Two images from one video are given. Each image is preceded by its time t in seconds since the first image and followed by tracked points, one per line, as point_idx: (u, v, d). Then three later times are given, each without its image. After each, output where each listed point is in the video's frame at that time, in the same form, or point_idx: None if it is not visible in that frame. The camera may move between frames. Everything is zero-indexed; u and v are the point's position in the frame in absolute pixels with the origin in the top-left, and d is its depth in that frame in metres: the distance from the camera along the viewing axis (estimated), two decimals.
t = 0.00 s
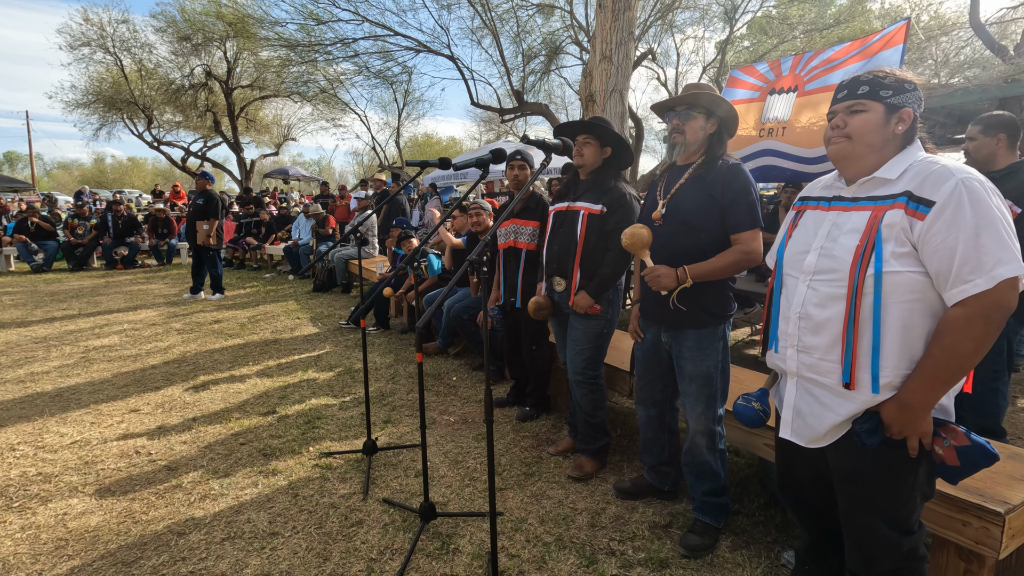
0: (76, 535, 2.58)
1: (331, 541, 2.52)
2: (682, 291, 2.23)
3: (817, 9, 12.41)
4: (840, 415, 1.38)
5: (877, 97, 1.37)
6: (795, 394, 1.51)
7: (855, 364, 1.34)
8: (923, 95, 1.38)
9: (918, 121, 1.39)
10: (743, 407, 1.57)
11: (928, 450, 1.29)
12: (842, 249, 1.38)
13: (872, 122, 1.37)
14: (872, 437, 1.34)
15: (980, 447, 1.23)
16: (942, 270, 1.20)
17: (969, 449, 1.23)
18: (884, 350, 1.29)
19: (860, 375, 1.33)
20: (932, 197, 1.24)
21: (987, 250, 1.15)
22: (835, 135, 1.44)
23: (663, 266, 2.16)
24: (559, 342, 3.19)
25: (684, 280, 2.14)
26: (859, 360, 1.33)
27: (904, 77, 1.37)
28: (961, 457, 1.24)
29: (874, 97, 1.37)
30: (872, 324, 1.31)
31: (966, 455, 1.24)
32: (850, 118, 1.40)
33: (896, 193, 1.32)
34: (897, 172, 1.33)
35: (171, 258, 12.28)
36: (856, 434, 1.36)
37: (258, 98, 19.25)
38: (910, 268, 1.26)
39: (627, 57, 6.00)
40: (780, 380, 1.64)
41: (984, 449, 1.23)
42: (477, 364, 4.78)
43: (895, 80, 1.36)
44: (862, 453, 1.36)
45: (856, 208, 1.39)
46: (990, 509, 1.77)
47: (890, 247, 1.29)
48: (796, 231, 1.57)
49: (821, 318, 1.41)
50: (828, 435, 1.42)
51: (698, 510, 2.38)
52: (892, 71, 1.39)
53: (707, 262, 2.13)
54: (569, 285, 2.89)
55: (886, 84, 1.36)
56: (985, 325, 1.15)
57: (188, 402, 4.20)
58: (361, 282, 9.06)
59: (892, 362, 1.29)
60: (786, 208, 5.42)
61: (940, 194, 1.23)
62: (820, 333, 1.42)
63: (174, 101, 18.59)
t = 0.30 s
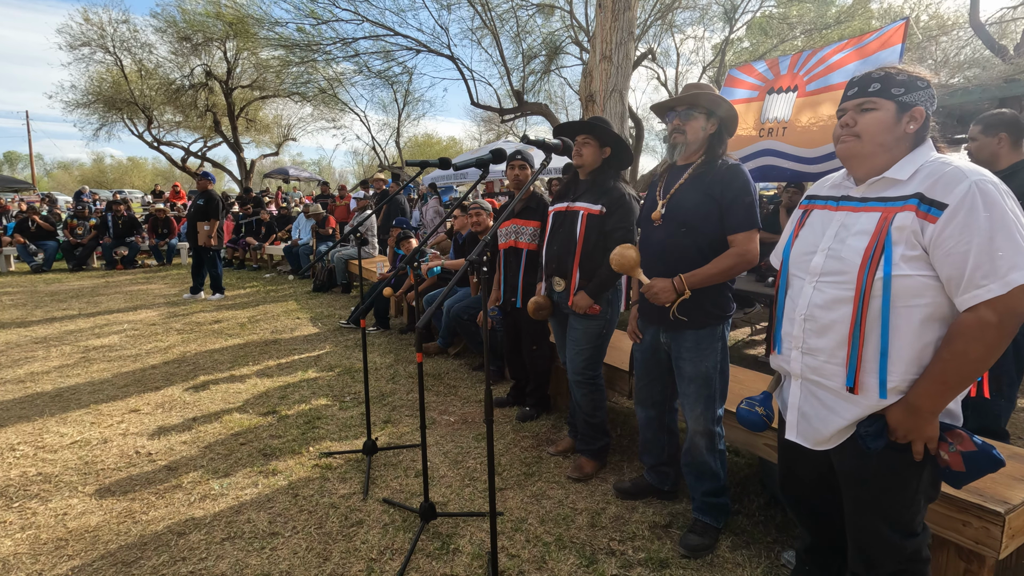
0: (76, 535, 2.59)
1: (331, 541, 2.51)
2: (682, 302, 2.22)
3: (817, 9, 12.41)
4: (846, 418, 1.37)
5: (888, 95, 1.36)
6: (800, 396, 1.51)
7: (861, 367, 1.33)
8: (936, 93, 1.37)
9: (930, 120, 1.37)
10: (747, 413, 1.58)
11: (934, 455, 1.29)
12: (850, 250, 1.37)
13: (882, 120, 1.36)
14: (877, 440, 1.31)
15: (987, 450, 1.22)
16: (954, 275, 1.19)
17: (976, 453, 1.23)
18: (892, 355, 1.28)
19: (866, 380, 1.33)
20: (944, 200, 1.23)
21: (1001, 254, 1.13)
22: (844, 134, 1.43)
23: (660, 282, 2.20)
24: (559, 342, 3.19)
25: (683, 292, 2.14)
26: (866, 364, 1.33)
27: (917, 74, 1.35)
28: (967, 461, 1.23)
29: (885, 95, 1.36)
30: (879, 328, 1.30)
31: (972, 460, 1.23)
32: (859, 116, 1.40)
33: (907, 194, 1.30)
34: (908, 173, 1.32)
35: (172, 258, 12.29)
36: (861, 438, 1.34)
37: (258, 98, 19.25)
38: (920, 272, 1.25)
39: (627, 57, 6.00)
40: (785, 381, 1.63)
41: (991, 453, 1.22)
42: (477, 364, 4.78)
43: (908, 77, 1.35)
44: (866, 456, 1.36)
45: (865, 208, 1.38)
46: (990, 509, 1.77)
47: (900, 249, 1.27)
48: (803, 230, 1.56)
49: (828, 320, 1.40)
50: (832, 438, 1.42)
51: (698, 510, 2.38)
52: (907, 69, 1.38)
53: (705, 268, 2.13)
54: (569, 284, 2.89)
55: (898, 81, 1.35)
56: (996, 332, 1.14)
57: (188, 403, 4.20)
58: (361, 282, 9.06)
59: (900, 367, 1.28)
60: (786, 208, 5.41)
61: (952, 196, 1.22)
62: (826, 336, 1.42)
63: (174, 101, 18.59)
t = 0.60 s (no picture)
0: (76, 535, 2.59)
1: (331, 541, 2.51)
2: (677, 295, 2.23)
3: (818, 9, 12.40)
4: (846, 419, 1.37)
5: (896, 94, 1.35)
6: (800, 396, 1.51)
7: (862, 369, 1.33)
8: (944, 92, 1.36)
9: (937, 120, 1.37)
10: (741, 409, 1.57)
11: (935, 458, 1.29)
12: (853, 251, 1.37)
13: (889, 119, 1.36)
14: (878, 442, 1.32)
15: (991, 452, 1.22)
16: (957, 278, 1.18)
17: (979, 456, 1.22)
18: (894, 357, 1.28)
19: (868, 382, 1.33)
20: (950, 201, 1.22)
21: (1006, 257, 1.12)
22: (850, 132, 1.43)
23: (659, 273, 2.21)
24: (558, 342, 3.19)
25: (682, 285, 2.15)
26: (867, 366, 1.33)
27: (926, 73, 1.35)
28: (969, 465, 1.23)
29: (893, 94, 1.35)
30: (882, 330, 1.30)
31: (973, 464, 1.23)
32: (866, 114, 1.39)
33: (912, 195, 1.30)
34: (914, 173, 1.32)
35: (172, 258, 12.29)
36: (861, 439, 1.34)
37: (258, 98, 19.25)
38: (923, 274, 1.25)
39: (627, 57, 5.99)
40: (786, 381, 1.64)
41: (994, 455, 1.22)
42: (477, 364, 4.78)
43: (918, 76, 1.34)
44: (868, 458, 1.36)
45: (870, 209, 1.38)
46: (990, 509, 1.77)
47: (904, 251, 1.27)
48: (807, 230, 1.56)
49: (830, 320, 1.40)
50: (832, 439, 1.43)
51: (698, 510, 2.38)
52: (917, 67, 1.37)
53: (703, 266, 2.14)
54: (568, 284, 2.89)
55: (907, 79, 1.34)
56: (999, 336, 1.14)
57: (188, 403, 4.20)
58: (361, 282, 9.06)
59: (902, 368, 1.28)
60: (787, 208, 5.41)
61: (958, 197, 1.21)
62: (828, 336, 1.41)
63: (174, 101, 18.59)
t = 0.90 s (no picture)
0: (76, 535, 2.59)
1: (331, 541, 2.52)
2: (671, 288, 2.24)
3: (818, 9, 12.40)
4: (846, 421, 1.38)
5: (899, 93, 1.34)
6: (801, 397, 1.51)
7: (862, 370, 1.33)
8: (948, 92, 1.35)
9: (939, 120, 1.36)
10: (742, 408, 1.58)
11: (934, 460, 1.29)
12: (854, 252, 1.37)
13: (892, 118, 1.35)
14: (878, 444, 1.32)
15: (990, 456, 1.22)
16: (957, 280, 1.18)
17: (979, 460, 1.22)
18: (893, 358, 1.29)
19: (867, 383, 1.33)
20: (950, 203, 1.22)
21: (1007, 259, 1.12)
22: (851, 132, 1.43)
23: (657, 266, 2.20)
24: (558, 343, 3.19)
25: (678, 278, 2.15)
26: (867, 367, 1.33)
27: (930, 73, 1.34)
28: (967, 468, 1.23)
29: (896, 93, 1.35)
30: (880, 331, 1.30)
31: (972, 467, 1.23)
32: (869, 114, 1.39)
33: (913, 196, 1.30)
34: (915, 174, 1.32)
35: (172, 258, 12.30)
36: (861, 441, 1.35)
37: (258, 98, 19.25)
38: (923, 275, 1.25)
39: (627, 57, 5.99)
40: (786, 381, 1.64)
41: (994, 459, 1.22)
42: (477, 364, 4.78)
43: (921, 76, 1.33)
44: (868, 458, 1.36)
45: (872, 209, 1.38)
46: (990, 509, 1.77)
47: (904, 252, 1.27)
48: (808, 230, 1.56)
49: (830, 321, 1.40)
50: (832, 440, 1.43)
51: (698, 510, 2.37)
52: (921, 66, 1.36)
53: (700, 266, 2.14)
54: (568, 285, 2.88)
55: (911, 79, 1.33)
56: (999, 338, 1.14)
57: (188, 403, 4.20)
58: (361, 282, 9.06)
59: (901, 370, 1.28)
60: (786, 208, 5.41)
61: (959, 198, 1.21)
62: (828, 337, 1.42)
63: (174, 101, 18.59)
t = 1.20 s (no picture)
0: (76, 535, 2.59)
1: (331, 541, 2.52)
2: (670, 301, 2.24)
3: (818, 9, 12.40)
4: (850, 423, 1.38)
5: (902, 93, 1.34)
6: (803, 399, 1.51)
7: (865, 373, 1.33)
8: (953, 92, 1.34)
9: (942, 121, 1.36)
10: (746, 412, 1.58)
11: (935, 462, 1.28)
12: (856, 253, 1.36)
13: (893, 118, 1.35)
14: (882, 447, 1.32)
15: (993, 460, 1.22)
16: (961, 282, 1.18)
17: (981, 464, 1.22)
18: (898, 360, 1.28)
19: (870, 385, 1.33)
20: (954, 204, 1.22)
21: (1010, 262, 1.12)
22: (854, 132, 1.42)
23: (651, 280, 2.21)
24: (558, 342, 3.19)
25: (675, 290, 2.16)
26: (871, 369, 1.33)
27: (935, 72, 1.33)
28: (970, 471, 1.23)
29: (898, 92, 1.35)
30: (884, 334, 1.30)
31: (974, 471, 1.23)
32: (871, 113, 1.39)
33: (916, 198, 1.30)
34: (919, 175, 1.31)
35: (172, 258, 12.30)
36: (864, 443, 1.35)
37: (258, 98, 19.25)
38: (927, 277, 1.24)
39: (627, 57, 5.99)
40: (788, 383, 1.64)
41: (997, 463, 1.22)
42: (477, 364, 4.78)
43: (925, 75, 1.33)
44: (870, 459, 1.36)
45: (874, 210, 1.37)
46: (990, 510, 1.77)
47: (908, 253, 1.27)
48: (810, 230, 1.56)
49: (833, 323, 1.40)
50: (836, 442, 1.43)
51: (697, 510, 2.37)
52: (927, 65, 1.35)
53: (698, 267, 2.14)
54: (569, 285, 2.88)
55: (914, 78, 1.33)
56: (1003, 340, 1.14)
57: (188, 403, 4.20)
58: (361, 282, 9.06)
59: (905, 372, 1.28)
60: (787, 207, 5.35)
61: (963, 199, 1.21)
62: (831, 338, 1.41)
63: (174, 101, 18.58)
